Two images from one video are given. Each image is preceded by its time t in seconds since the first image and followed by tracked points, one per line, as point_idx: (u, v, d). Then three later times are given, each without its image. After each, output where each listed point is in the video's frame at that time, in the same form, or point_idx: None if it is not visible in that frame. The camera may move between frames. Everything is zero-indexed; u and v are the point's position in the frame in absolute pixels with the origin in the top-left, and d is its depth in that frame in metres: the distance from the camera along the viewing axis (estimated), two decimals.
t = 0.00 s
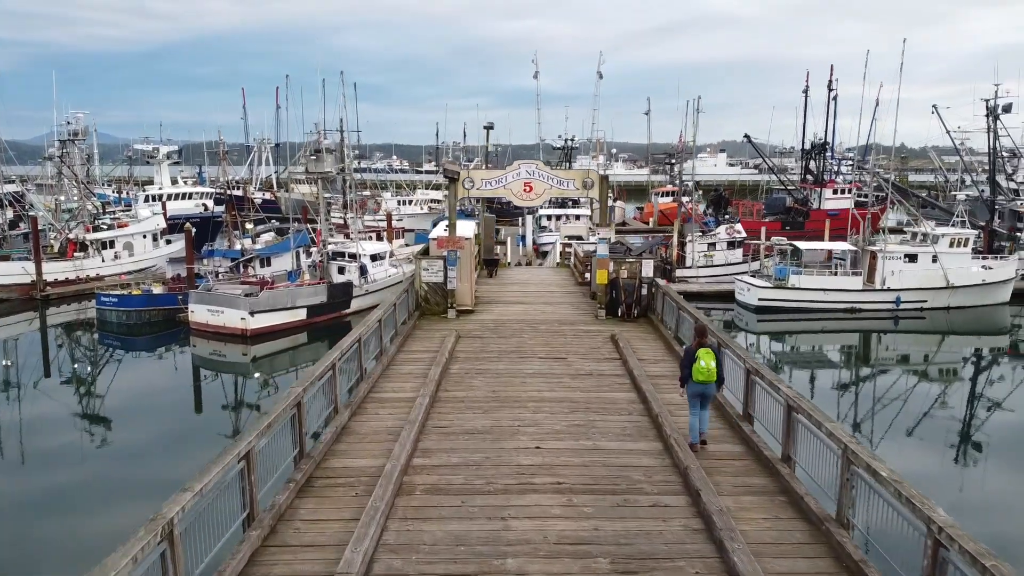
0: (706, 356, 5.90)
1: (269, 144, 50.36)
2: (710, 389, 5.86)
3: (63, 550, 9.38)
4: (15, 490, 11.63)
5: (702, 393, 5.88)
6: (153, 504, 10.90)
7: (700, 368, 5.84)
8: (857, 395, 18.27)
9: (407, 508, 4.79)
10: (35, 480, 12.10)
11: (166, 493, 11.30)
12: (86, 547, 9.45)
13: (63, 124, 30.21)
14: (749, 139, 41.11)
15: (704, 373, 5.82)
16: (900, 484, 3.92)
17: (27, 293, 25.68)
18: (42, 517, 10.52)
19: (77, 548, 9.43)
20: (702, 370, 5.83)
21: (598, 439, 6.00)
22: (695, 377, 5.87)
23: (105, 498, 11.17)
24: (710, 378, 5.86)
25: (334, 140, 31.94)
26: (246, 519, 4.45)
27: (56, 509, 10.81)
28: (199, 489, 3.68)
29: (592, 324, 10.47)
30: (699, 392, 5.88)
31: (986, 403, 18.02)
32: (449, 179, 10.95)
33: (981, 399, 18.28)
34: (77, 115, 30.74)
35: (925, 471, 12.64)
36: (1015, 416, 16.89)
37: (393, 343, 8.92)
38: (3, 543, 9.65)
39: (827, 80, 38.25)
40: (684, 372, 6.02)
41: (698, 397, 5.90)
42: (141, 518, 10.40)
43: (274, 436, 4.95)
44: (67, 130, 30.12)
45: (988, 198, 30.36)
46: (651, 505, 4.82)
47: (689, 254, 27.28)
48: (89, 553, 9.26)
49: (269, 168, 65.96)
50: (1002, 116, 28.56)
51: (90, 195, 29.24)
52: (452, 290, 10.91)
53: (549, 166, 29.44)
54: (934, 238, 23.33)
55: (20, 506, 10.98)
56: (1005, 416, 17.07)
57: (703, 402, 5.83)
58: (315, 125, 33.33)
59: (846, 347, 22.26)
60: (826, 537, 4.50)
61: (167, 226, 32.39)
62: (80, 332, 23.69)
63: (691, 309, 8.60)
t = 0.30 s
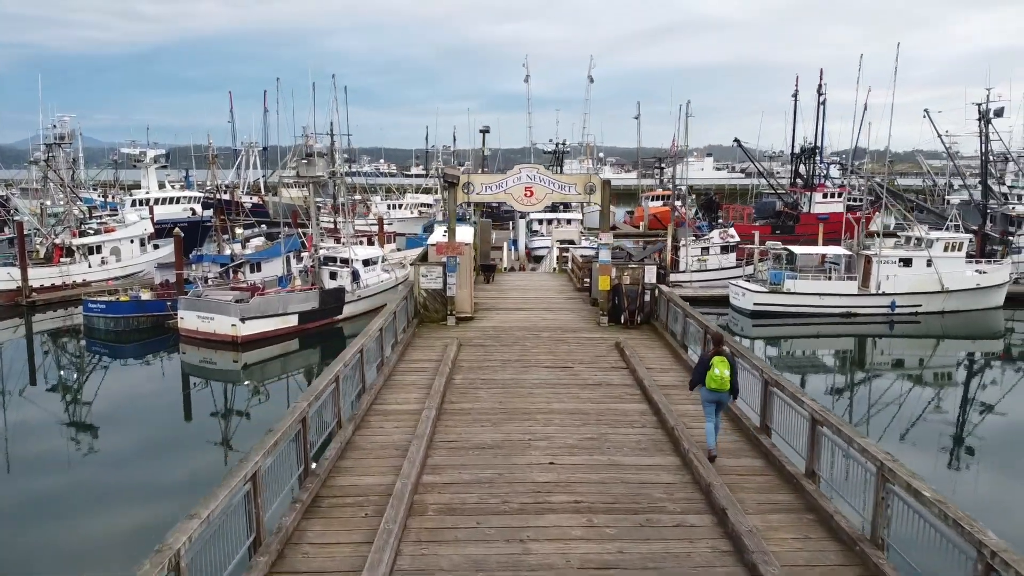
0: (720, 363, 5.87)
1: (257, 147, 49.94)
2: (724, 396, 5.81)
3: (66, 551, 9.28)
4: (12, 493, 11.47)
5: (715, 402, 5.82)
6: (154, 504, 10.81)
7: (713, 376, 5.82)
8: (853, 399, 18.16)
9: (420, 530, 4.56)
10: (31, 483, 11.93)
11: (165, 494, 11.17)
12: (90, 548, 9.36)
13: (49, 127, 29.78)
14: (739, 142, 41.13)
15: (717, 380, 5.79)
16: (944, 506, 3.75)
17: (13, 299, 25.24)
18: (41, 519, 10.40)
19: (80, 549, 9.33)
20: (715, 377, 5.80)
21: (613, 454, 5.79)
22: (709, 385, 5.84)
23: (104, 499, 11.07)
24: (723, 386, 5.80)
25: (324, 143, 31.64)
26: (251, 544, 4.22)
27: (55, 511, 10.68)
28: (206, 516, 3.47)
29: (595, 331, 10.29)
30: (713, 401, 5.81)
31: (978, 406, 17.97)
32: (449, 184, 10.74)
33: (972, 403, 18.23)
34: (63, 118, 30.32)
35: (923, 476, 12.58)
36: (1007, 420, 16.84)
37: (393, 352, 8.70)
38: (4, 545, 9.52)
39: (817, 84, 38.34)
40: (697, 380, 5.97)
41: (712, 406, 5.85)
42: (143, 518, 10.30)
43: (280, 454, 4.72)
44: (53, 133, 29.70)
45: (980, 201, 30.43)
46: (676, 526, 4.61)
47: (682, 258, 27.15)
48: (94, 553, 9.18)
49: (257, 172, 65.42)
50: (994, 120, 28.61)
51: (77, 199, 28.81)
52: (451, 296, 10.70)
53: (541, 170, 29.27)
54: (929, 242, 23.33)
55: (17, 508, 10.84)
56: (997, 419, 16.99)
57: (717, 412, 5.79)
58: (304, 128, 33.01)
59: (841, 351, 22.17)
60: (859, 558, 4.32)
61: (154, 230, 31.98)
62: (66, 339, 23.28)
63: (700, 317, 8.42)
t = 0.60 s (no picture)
0: (744, 364, 5.85)
1: (249, 151, 49.55)
2: (746, 396, 5.81)
3: (65, 551, 9.17)
4: (11, 494, 11.35)
5: (737, 401, 5.83)
6: (154, 505, 10.69)
7: (737, 376, 5.81)
8: (853, 403, 18.03)
9: (441, 552, 4.35)
10: (28, 486, 11.77)
11: (165, 495, 11.05)
12: (89, 548, 9.25)
13: (41, 131, 29.44)
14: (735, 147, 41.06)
15: (740, 381, 5.79)
16: (1000, 527, 3.56)
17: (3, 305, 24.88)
18: (41, 519, 10.29)
19: (80, 550, 9.22)
20: (738, 377, 5.80)
21: (636, 469, 5.59)
22: (731, 384, 5.85)
23: (104, 500, 10.96)
24: (746, 386, 5.81)
25: (319, 147, 31.37)
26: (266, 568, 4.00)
27: (55, 512, 10.57)
28: (224, 544, 3.26)
29: (603, 339, 10.10)
30: (735, 401, 5.82)
31: (977, 411, 17.85)
32: (454, 189, 10.53)
33: (971, 408, 18.12)
34: (55, 122, 29.99)
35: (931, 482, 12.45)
36: (1007, 424, 16.73)
37: (399, 361, 8.48)
38: (4, 545, 9.41)
39: (813, 88, 38.29)
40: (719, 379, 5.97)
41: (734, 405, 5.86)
42: (142, 518, 10.19)
43: (294, 471, 4.49)
44: (45, 136, 29.37)
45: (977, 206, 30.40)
46: (710, 546, 4.42)
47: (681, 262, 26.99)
48: (93, 554, 9.07)
49: (249, 176, 65.02)
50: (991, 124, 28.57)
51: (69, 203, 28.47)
52: (457, 303, 10.47)
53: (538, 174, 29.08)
54: (929, 247, 23.24)
55: (17, 509, 10.73)
56: (997, 423, 16.86)
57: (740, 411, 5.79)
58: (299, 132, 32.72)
59: (842, 356, 22.04)
60: None
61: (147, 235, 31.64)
62: (58, 345, 22.94)
63: (713, 324, 8.25)
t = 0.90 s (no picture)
0: (767, 371, 5.80)
1: (247, 155, 49.25)
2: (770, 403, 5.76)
3: (66, 551, 9.07)
4: (10, 496, 11.21)
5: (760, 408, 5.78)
6: (155, 506, 10.57)
7: (760, 384, 5.77)
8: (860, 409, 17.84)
9: None
10: (27, 490, 11.57)
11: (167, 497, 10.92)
12: (90, 548, 9.14)
13: (39, 135, 29.19)
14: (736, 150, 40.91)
15: (764, 388, 5.73)
16: None
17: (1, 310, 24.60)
18: (42, 519, 10.19)
19: (80, 550, 9.11)
20: (762, 385, 5.77)
21: (665, 485, 5.39)
22: (756, 393, 5.83)
23: (105, 501, 10.85)
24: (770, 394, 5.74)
25: (319, 151, 31.13)
26: None
27: (56, 512, 10.46)
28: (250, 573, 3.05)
29: (617, 346, 9.90)
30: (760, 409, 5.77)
31: (980, 415, 17.68)
32: (465, 194, 10.34)
33: (974, 412, 17.94)
34: (54, 125, 29.73)
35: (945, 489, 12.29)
36: (1010, 428, 16.56)
37: (412, 371, 8.27)
38: (4, 545, 9.31)
39: (814, 92, 38.17)
40: (743, 388, 5.92)
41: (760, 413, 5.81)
42: (145, 518, 10.08)
43: (316, 489, 4.28)
44: (43, 140, 29.10)
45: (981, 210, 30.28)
46: (751, 569, 4.22)
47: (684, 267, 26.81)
48: (94, 554, 8.96)
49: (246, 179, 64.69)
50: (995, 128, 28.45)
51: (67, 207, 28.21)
52: (467, 310, 10.25)
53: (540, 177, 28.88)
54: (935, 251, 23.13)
55: (18, 509, 10.63)
56: (1000, 428, 16.69)
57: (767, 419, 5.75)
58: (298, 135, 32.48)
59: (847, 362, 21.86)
60: None
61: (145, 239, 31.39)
62: (56, 351, 22.68)
63: (733, 330, 8.05)
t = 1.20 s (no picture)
0: (791, 371, 5.74)
1: (242, 159, 48.99)
2: (794, 404, 5.73)
3: (66, 551, 8.92)
4: (8, 497, 11.05)
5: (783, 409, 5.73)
6: (157, 507, 10.43)
7: (784, 384, 5.71)
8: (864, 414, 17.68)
9: None
10: (22, 494, 11.33)
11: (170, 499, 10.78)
12: (91, 548, 9.00)
13: (34, 138, 28.87)
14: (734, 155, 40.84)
15: (787, 389, 5.69)
16: None
17: None
18: (44, 519, 10.08)
19: (81, 550, 8.97)
20: (785, 385, 5.70)
21: (696, 501, 5.20)
22: (779, 393, 5.76)
23: (106, 501, 10.71)
24: (793, 394, 5.70)
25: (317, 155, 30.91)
26: None
27: (57, 513, 10.34)
28: None
29: (629, 353, 9.72)
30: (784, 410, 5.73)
31: (980, 420, 17.54)
32: (474, 199, 10.15)
33: (974, 417, 17.80)
34: (49, 129, 29.41)
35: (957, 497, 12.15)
36: (1010, 433, 16.43)
37: (423, 380, 8.06)
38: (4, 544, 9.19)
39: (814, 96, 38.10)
40: (767, 386, 5.86)
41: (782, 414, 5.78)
42: (147, 519, 9.95)
43: (339, 508, 4.05)
44: (38, 144, 28.79)
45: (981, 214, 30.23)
46: None
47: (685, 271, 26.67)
48: (95, 554, 8.82)
49: (242, 183, 64.40)
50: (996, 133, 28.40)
51: (62, 211, 27.91)
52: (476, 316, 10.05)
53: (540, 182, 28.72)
54: (938, 256, 23.07)
55: (19, 509, 10.52)
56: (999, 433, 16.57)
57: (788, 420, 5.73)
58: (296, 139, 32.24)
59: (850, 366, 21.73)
60: None
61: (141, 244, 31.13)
62: (51, 357, 22.40)
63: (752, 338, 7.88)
